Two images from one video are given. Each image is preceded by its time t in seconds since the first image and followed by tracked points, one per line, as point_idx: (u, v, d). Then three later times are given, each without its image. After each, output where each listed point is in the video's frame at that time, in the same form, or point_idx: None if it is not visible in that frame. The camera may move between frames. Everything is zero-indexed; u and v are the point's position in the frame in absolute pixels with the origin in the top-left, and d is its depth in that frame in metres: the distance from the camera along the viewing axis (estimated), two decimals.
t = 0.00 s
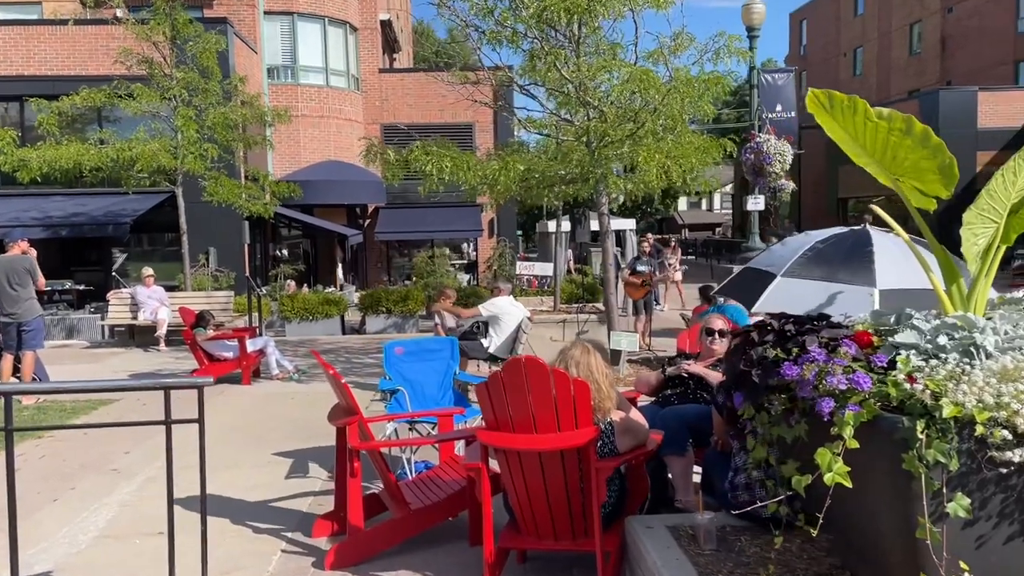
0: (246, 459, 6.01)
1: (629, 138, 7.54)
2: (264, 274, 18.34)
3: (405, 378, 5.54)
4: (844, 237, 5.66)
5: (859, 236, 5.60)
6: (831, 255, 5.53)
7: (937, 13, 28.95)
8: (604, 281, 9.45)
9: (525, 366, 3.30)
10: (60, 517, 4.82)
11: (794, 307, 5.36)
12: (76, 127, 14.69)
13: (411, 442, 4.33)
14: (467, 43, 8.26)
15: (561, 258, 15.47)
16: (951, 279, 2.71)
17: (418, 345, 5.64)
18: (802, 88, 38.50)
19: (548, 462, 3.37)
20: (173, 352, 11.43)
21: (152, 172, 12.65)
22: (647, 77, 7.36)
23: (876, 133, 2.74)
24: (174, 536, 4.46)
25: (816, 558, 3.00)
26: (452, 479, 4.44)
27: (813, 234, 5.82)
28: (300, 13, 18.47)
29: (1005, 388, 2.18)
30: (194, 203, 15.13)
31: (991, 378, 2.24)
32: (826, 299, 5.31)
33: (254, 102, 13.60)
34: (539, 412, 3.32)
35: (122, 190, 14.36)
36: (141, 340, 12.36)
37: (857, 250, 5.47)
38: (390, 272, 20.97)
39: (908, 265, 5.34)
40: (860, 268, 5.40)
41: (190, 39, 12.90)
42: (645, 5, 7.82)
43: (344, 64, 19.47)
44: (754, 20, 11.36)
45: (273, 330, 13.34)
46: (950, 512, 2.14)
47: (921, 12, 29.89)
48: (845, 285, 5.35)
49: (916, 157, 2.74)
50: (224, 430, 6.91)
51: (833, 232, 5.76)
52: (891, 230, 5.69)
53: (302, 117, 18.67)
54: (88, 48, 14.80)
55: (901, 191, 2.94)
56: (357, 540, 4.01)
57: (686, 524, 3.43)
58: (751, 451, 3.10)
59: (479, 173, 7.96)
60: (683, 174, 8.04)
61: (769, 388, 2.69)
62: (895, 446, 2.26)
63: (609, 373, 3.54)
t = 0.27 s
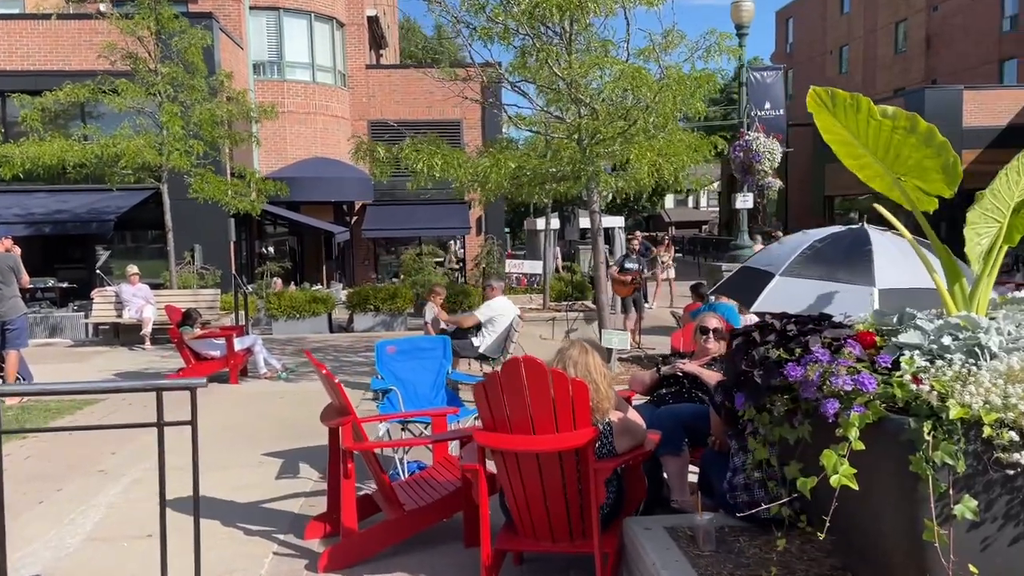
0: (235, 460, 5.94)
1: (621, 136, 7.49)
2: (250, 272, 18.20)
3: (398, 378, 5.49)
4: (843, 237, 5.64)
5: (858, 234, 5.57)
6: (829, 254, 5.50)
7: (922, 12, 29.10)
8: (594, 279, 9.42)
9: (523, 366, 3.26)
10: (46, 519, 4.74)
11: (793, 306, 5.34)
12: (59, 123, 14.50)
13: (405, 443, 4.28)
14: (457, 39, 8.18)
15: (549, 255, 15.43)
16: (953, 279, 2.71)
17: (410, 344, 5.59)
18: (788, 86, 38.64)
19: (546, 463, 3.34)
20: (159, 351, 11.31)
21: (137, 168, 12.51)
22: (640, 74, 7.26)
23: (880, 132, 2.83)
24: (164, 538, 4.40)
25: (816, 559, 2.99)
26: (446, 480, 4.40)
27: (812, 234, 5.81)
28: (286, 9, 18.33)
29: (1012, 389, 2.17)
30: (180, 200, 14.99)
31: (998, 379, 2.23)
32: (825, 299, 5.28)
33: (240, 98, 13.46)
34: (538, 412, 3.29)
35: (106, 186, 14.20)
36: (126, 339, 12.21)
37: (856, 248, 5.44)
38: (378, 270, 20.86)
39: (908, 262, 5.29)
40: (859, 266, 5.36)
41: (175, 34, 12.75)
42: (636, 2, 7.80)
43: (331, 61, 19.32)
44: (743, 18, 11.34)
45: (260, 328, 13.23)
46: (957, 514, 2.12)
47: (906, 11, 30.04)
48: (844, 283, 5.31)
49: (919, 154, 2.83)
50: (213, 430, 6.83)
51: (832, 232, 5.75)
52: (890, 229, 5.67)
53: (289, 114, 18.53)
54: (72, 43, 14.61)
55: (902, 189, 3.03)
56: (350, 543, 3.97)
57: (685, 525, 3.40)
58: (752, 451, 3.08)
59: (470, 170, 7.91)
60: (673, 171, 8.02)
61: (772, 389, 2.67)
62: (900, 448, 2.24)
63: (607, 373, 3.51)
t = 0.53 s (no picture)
0: (221, 458, 5.87)
1: (609, 132, 7.42)
2: (233, 269, 18.06)
3: (387, 374, 5.46)
4: (838, 232, 5.67)
5: (853, 229, 5.60)
6: (825, 250, 5.54)
7: (903, 11, 29.30)
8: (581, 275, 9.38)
9: (519, 363, 3.23)
10: (30, 519, 4.66)
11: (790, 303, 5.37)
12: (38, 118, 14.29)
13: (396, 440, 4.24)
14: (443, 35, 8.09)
15: (535, 252, 15.40)
16: (952, 273, 2.78)
17: (400, 341, 5.55)
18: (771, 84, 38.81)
19: (542, 460, 3.31)
20: (141, 349, 11.18)
21: (119, 164, 12.34)
22: (628, 71, 7.27)
23: (880, 126, 3.01)
24: (151, 537, 4.34)
25: (813, 555, 2.98)
26: (437, 477, 4.36)
27: (807, 231, 5.85)
28: (269, 3, 18.16)
29: (1015, 384, 2.16)
30: (161, 196, 14.82)
31: (1000, 373, 2.22)
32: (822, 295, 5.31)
33: (223, 93, 13.31)
34: (533, 409, 3.25)
35: (87, 182, 14.01)
36: (107, 337, 11.94)
37: (852, 243, 5.47)
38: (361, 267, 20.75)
39: (903, 256, 5.32)
40: (855, 261, 5.39)
41: (157, 28, 12.59)
42: None
43: (314, 56, 19.11)
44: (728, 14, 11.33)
45: (243, 325, 13.12)
46: (960, 509, 2.11)
47: (887, 9, 30.24)
48: (841, 279, 5.34)
49: (917, 149, 3.01)
50: (197, 428, 6.75)
51: (827, 227, 5.77)
52: (886, 225, 5.67)
53: (272, 110, 18.36)
54: (51, 37, 14.40)
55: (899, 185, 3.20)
56: (341, 541, 3.92)
57: (680, 521, 3.39)
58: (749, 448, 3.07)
59: (457, 166, 7.85)
60: (662, 168, 8.00)
61: (772, 384, 2.66)
62: (903, 443, 2.23)
63: (602, 369, 3.49)
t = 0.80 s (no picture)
0: (204, 456, 5.80)
1: (595, 128, 7.43)
2: (214, 265, 17.90)
3: (373, 371, 5.43)
4: (826, 227, 5.75)
5: (841, 225, 5.68)
6: (815, 245, 5.61)
7: (883, 9, 29.51)
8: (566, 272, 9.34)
9: (510, 358, 3.21)
10: (10, 518, 4.58)
11: (780, 297, 5.43)
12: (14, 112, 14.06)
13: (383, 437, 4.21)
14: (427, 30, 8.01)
15: (518, 248, 15.35)
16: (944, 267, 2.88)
17: (386, 337, 5.53)
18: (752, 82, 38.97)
19: (532, 456, 3.30)
20: (120, 346, 11.04)
21: (97, 159, 12.17)
22: (614, 66, 7.28)
23: (872, 121, 3.14)
24: (134, 536, 4.27)
25: (804, 549, 2.99)
26: (425, 474, 4.33)
27: (795, 226, 5.92)
28: None
29: (1009, 378, 2.17)
30: (141, 191, 14.64)
31: (994, 367, 2.23)
32: (812, 289, 5.38)
33: (203, 87, 13.15)
34: (524, 404, 3.23)
35: (64, 178, 13.81)
36: (87, 334, 11.69)
37: (841, 238, 5.55)
38: (343, 263, 20.62)
39: (891, 251, 5.41)
40: (844, 256, 5.47)
41: (136, 21, 12.41)
42: None
43: (295, 51, 18.91)
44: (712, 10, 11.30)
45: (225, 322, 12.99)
46: (954, 502, 2.12)
47: (867, 8, 30.44)
48: (831, 273, 5.41)
49: (909, 143, 3.15)
50: (180, 426, 6.67)
51: (815, 222, 5.85)
52: (873, 221, 5.76)
53: (252, 105, 18.17)
54: (28, 30, 14.18)
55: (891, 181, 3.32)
56: (329, 539, 3.88)
57: (671, 517, 3.39)
58: (740, 442, 3.07)
59: (441, 162, 7.77)
60: (647, 164, 7.95)
61: (765, 378, 2.66)
62: (898, 437, 2.23)
63: (593, 365, 3.49)
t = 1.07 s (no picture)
0: (187, 453, 5.74)
1: (578, 125, 7.36)
2: (195, 262, 17.76)
3: (357, 367, 5.40)
4: (811, 224, 5.79)
5: (826, 221, 5.73)
6: (800, 242, 5.65)
7: (863, 8, 29.74)
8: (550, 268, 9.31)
9: (496, 354, 3.20)
10: None
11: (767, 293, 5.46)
12: None
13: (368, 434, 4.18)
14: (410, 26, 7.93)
15: (502, 245, 15.32)
16: (929, 263, 2.94)
17: (370, 333, 5.50)
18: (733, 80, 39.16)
19: (519, 452, 3.29)
20: (100, 343, 10.92)
21: (76, 154, 12.02)
22: (598, 62, 7.26)
23: (859, 117, 3.18)
24: (116, 535, 4.23)
25: (789, 543, 3.01)
26: (411, 471, 4.31)
27: (780, 222, 5.95)
28: None
29: (994, 372, 2.19)
30: (120, 187, 14.47)
31: (979, 361, 2.25)
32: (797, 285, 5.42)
33: (184, 82, 13.02)
34: (511, 400, 3.22)
35: (42, 173, 13.62)
36: (65, 331, 11.68)
37: (826, 235, 5.59)
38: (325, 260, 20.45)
39: (875, 246, 5.46)
40: (829, 252, 5.51)
41: (116, 15, 12.27)
42: None
43: (277, 46, 18.80)
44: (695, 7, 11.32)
45: (205, 319, 12.87)
46: (940, 496, 2.14)
47: (847, 7, 30.67)
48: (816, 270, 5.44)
49: (895, 139, 3.18)
50: (161, 423, 6.61)
51: (800, 219, 5.89)
52: (858, 216, 5.81)
53: (233, 101, 18.00)
54: (4, 24, 13.97)
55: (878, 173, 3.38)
56: (314, 536, 3.86)
57: (657, 512, 3.39)
58: (727, 437, 3.08)
59: (425, 158, 7.70)
60: (631, 162, 7.89)
61: (751, 373, 2.67)
62: (884, 431, 2.24)
63: (579, 361, 3.49)
